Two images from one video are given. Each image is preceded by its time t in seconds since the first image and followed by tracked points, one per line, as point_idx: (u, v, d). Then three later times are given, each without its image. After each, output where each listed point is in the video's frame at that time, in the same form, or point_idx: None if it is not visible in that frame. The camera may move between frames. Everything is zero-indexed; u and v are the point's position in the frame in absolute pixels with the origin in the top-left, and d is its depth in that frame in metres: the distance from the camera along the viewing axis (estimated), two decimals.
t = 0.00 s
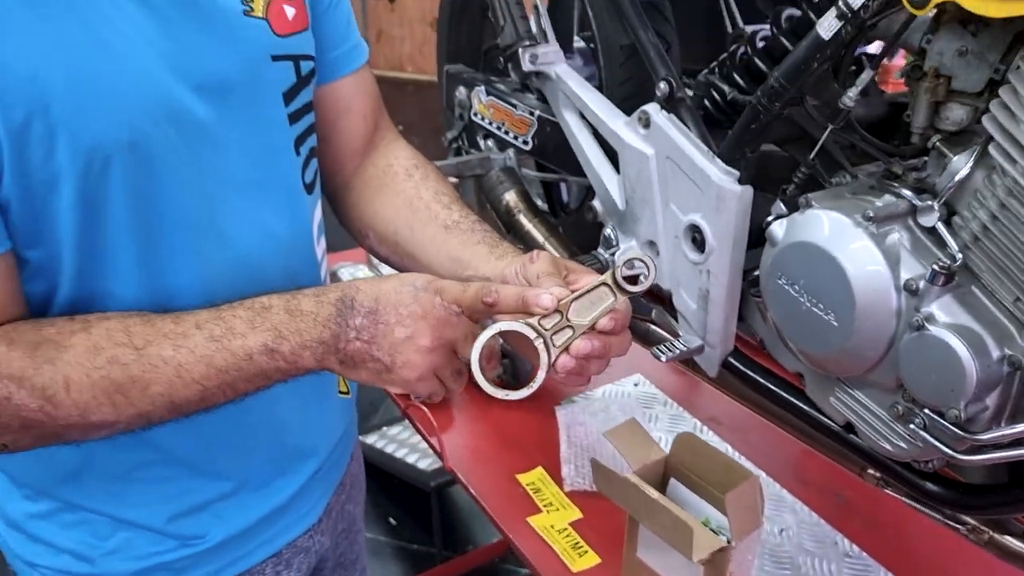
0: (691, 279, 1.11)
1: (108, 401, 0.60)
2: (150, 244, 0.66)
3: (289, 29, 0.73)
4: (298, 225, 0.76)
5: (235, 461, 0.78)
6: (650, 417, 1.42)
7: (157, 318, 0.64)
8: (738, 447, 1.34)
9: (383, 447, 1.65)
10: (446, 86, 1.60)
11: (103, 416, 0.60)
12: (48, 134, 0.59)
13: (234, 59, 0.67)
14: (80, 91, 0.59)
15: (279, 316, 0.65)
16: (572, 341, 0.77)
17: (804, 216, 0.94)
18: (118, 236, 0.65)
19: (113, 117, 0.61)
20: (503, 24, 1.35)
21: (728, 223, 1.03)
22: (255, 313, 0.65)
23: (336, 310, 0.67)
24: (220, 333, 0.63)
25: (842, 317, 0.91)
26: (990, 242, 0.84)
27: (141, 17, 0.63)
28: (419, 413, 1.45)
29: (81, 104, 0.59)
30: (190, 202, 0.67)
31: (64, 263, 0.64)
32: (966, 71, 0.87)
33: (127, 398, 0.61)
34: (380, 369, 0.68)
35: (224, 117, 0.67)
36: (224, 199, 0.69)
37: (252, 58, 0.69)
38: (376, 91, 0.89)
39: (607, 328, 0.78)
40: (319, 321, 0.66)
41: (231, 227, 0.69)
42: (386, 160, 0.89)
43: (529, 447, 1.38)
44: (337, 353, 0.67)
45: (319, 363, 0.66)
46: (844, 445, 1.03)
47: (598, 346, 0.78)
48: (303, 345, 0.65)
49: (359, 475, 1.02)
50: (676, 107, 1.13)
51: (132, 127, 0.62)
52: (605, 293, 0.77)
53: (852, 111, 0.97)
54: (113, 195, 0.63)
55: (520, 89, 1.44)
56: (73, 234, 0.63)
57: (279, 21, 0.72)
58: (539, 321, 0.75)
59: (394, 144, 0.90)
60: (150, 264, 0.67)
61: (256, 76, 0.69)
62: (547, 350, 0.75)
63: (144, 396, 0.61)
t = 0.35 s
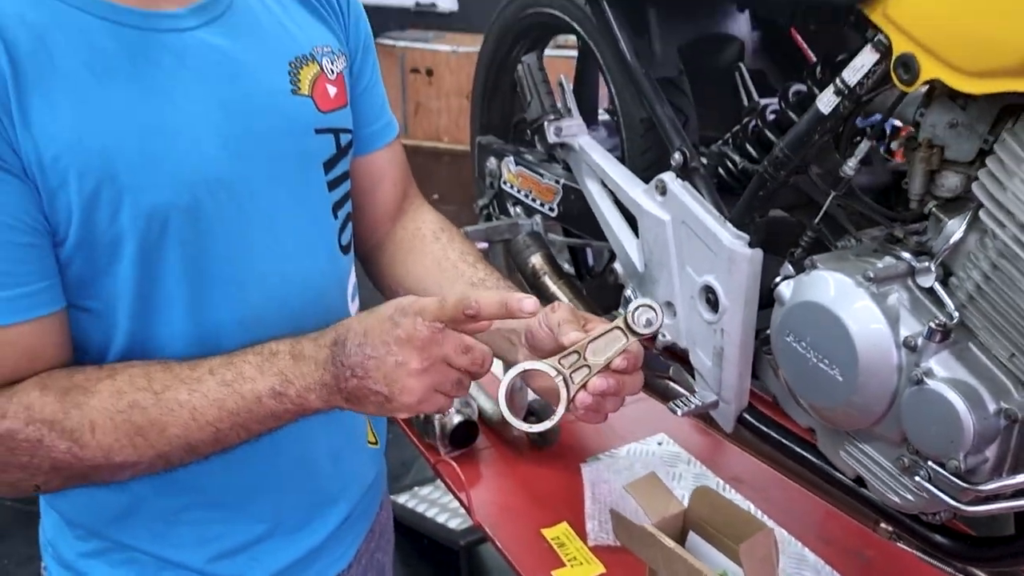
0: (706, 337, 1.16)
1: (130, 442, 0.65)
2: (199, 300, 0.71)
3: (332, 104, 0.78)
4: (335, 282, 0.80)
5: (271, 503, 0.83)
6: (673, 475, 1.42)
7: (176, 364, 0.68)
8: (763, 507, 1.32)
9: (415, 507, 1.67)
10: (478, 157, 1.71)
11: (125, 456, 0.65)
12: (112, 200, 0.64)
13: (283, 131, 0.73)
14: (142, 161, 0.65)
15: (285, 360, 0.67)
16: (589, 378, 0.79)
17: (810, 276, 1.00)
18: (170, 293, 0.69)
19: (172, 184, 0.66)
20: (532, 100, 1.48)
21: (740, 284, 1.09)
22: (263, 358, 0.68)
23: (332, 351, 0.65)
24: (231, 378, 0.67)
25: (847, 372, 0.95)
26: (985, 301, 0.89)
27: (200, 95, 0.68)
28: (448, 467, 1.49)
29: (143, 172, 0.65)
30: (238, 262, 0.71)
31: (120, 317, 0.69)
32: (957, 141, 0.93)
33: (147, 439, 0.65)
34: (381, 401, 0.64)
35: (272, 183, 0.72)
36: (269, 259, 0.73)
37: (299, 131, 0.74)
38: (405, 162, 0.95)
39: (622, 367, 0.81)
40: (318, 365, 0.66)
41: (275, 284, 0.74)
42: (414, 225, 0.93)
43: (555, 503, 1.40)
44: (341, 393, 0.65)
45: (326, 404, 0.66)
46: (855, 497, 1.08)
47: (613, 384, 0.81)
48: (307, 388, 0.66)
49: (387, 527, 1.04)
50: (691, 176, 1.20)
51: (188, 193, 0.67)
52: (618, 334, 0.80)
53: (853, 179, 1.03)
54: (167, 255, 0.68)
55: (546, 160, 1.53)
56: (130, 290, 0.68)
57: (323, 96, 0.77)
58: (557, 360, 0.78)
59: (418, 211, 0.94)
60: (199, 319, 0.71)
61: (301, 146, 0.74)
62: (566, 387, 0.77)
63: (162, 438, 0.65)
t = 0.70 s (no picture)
0: (718, 385, 1.19)
1: (112, 530, 0.59)
2: (228, 367, 0.71)
3: (358, 165, 0.78)
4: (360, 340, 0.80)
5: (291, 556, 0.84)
6: (691, 523, 1.45)
7: (161, 457, 0.62)
8: (778, 554, 1.36)
9: (435, 554, 1.70)
10: (498, 212, 1.77)
11: (103, 540, 0.59)
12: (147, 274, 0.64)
13: (314, 196, 0.73)
14: (178, 235, 0.65)
15: (267, 474, 0.60)
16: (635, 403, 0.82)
17: (815, 326, 1.04)
18: (200, 361, 0.69)
19: (206, 256, 0.66)
20: (549, 156, 1.54)
21: (750, 334, 1.12)
22: (249, 470, 0.61)
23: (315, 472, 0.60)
24: (214, 483, 0.60)
25: (852, 417, 0.99)
26: (986, 349, 0.92)
27: (235, 165, 0.68)
28: (469, 513, 1.52)
29: (178, 246, 0.65)
30: (268, 328, 0.71)
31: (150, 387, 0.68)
32: (954, 196, 0.97)
33: (128, 530, 0.60)
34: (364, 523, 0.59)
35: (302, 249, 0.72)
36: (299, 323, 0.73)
37: (328, 194, 0.74)
38: (427, 215, 0.98)
39: (666, 393, 0.82)
40: (300, 483, 0.60)
41: (303, 348, 0.74)
42: (443, 274, 0.97)
43: (574, 549, 1.43)
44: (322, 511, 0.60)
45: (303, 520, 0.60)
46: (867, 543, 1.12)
47: (657, 408, 0.81)
48: (288, 506, 0.59)
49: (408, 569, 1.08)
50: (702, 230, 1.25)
51: (221, 264, 0.67)
52: (661, 360, 0.81)
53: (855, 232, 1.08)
54: (200, 324, 0.68)
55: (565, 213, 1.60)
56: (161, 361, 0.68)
57: (349, 159, 0.78)
58: (606, 384, 0.82)
59: (448, 258, 0.98)
60: (226, 385, 0.71)
61: (330, 209, 0.75)
62: (612, 410, 0.81)
63: (142, 529, 0.60)
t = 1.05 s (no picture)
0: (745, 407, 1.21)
1: None
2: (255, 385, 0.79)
3: (391, 199, 0.86)
4: (389, 364, 0.87)
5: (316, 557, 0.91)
6: (722, 546, 1.47)
7: None
8: None
9: None
10: (529, 238, 1.81)
11: None
12: (175, 302, 0.73)
13: (337, 229, 0.81)
14: (203, 267, 0.73)
15: None
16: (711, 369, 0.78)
17: (837, 346, 1.06)
18: (225, 381, 0.78)
19: (228, 286, 0.74)
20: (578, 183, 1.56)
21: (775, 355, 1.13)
22: None
23: None
24: None
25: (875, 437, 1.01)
26: (1006, 369, 0.93)
27: (261, 202, 0.77)
28: (501, 534, 1.55)
29: (203, 277, 0.73)
30: (291, 352, 0.79)
31: (181, 399, 0.77)
32: (974, 218, 0.98)
33: None
34: None
35: (322, 279, 0.80)
36: (319, 347, 0.81)
37: (354, 226, 0.82)
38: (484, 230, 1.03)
39: (743, 365, 0.77)
40: None
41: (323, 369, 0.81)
42: (514, 279, 1.01)
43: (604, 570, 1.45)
44: None
45: None
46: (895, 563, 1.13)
47: (732, 378, 0.77)
48: None
49: None
50: (727, 253, 1.29)
51: (243, 293, 0.75)
52: (740, 332, 0.76)
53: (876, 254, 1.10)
54: (225, 346, 0.76)
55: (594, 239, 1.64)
56: (191, 378, 0.76)
57: (382, 192, 0.85)
58: (684, 347, 0.78)
59: (518, 265, 1.02)
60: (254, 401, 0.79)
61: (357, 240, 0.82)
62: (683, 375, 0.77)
63: None
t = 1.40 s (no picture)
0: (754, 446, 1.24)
1: None
2: (275, 421, 0.84)
3: (406, 242, 0.91)
4: (404, 401, 0.92)
5: None
6: None
7: None
8: None
9: None
10: (545, 279, 1.87)
11: None
12: (198, 344, 0.78)
13: (352, 270, 0.86)
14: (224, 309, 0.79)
15: None
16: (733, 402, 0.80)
17: (842, 387, 1.09)
18: (247, 417, 0.83)
19: (249, 327, 0.80)
20: (590, 228, 1.60)
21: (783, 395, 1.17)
22: None
23: None
24: None
25: (880, 475, 1.04)
26: (1006, 410, 0.96)
27: (279, 247, 0.82)
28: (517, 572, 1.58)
29: (224, 320, 0.79)
30: (308, 390, 0.84)
31: (205, 436, 0.83)
32: (972, 263, 1.02)
33: None
34: None
35: (338, 319, 0.85)
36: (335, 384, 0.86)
37: (369, 267, 0.87)
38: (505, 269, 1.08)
39: (756, 391, 0.79)
40: None
41: (339, 406, 0.87)
42: (542, 321, 1.05)
43: None
44: None
45: None
46: None
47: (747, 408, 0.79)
48: None
49: None
50: (735, 296, 1.32)
51: (263, 334, 0.80)
52: (751, 363, 0.78)
53: (878, 296, 1.15)
54: (246, 385, 0.81)
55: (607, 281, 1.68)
56: (214, 416, 0.82)
57: (397, 236, 0.90)
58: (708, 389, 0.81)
59: (544, 307, 1.06)
60: (274, 437, 0.85)
61: (372, 280, 0.87)
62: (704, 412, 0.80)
63: None
